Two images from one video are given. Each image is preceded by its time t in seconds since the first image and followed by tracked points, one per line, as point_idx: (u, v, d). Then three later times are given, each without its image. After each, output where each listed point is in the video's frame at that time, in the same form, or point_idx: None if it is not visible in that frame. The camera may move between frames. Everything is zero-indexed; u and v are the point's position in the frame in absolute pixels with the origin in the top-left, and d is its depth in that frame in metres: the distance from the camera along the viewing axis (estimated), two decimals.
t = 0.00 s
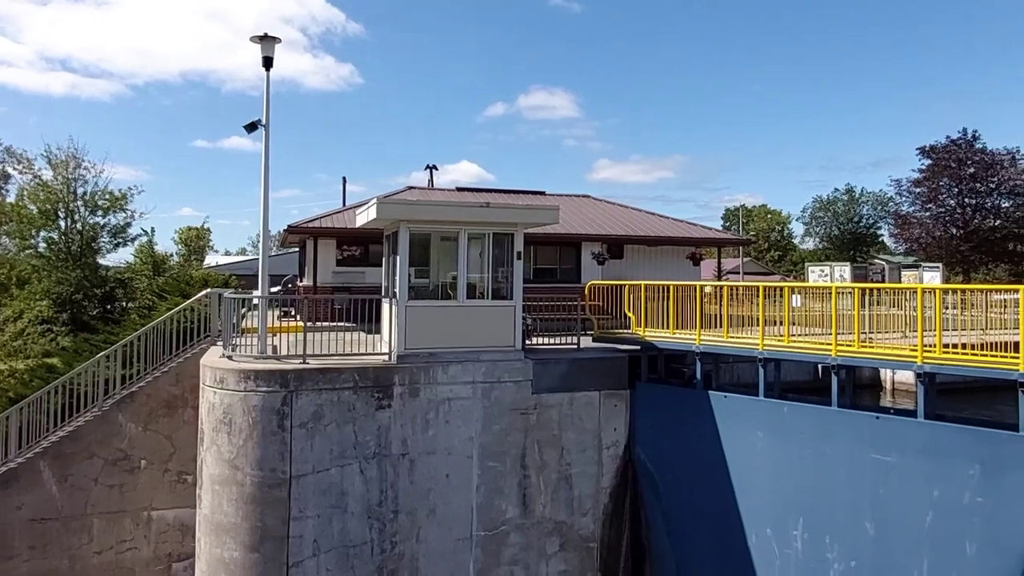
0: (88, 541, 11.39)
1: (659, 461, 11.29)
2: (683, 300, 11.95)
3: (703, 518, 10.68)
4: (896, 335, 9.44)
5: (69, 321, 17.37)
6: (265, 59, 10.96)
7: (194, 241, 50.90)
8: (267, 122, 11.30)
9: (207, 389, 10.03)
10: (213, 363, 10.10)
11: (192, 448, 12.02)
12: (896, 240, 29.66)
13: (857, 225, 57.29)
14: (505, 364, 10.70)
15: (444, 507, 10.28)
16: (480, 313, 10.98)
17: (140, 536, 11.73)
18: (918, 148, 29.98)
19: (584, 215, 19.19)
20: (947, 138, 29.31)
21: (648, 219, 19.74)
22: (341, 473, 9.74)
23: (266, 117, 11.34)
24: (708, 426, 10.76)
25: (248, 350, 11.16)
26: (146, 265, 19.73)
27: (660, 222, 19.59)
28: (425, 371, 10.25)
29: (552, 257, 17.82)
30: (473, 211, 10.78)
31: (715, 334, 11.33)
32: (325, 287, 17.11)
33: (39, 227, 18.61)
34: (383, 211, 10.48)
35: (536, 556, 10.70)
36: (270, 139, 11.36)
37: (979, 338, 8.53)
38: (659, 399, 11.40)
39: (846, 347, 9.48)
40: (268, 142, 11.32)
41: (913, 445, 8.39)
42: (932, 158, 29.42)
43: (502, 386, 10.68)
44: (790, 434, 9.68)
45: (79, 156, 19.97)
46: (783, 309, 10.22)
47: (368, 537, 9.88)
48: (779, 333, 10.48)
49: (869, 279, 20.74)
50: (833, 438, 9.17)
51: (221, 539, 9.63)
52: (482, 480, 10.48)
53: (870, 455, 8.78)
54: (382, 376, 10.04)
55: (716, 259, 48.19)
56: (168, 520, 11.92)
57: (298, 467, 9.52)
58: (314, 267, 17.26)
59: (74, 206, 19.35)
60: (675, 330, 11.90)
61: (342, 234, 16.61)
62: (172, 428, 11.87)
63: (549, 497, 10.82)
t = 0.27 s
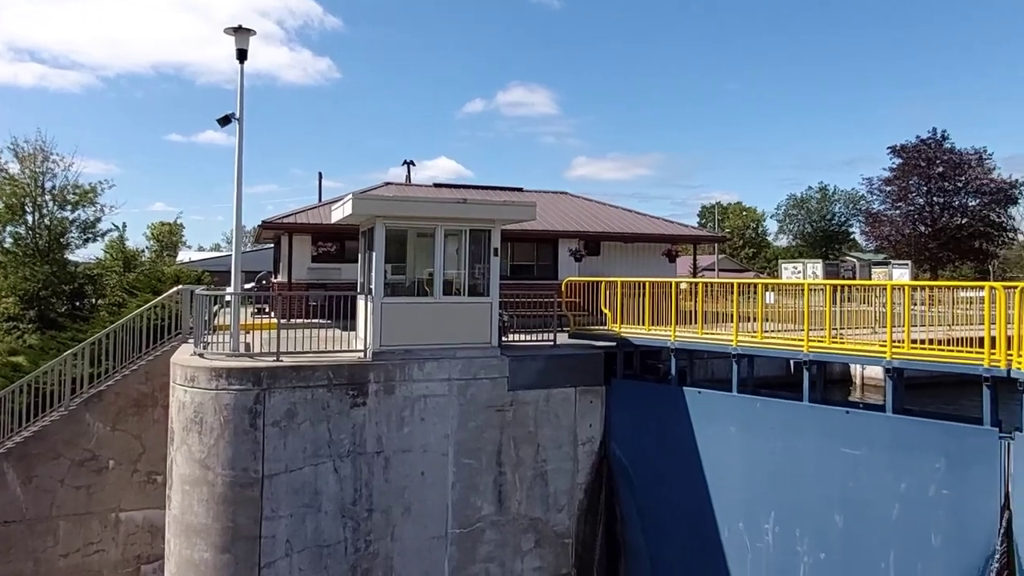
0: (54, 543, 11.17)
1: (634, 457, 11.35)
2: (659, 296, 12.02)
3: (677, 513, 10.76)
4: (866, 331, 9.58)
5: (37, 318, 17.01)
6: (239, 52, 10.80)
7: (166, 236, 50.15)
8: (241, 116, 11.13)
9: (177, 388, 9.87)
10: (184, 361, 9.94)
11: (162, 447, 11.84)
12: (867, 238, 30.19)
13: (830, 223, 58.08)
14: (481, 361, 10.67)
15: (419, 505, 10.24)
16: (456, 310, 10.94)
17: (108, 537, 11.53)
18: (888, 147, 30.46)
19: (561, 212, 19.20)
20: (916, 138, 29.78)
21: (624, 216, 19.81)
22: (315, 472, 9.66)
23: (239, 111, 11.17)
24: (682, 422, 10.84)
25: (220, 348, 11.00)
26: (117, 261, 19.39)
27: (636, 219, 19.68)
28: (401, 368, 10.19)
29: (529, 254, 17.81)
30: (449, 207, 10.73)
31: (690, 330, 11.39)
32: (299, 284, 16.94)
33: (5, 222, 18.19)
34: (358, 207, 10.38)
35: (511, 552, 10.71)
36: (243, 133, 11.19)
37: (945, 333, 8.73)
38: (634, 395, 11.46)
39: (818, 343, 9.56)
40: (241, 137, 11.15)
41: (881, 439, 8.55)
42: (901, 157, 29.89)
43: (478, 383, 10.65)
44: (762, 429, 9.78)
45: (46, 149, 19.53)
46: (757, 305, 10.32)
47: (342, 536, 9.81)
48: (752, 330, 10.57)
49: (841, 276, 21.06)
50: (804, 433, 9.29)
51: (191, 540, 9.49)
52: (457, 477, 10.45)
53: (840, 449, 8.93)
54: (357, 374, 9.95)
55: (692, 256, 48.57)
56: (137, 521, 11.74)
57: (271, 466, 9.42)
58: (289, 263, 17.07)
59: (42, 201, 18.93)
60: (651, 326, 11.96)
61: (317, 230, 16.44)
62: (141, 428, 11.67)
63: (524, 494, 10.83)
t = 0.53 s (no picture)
0: (8, 546, 10.89)
1: (600, 450, 11.46)
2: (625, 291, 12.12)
3: (642, 504, 10.91)
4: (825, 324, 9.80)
5: None
6: (201, 42, 10.59)
7: (127, 231, 49.06)
8: (203, 109, 10.92)
9: (136, 386, 9.68)
10: (144, 358, 9.75)
11: (122, 447, 11.61)
12: (826, 233, 30.93)
13: (791, 218, 59.19)
14: (448, 356, 10.67)
15: (385, 501, 10.21)
16: (423, 306, 10.91)
17: (65, 539, 11.29)
18: (848, 145, 31.08)
19: (529, 207, 19.24)
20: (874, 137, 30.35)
21: (591, 211, 19.94)
22: (279, 470, 9.57)
23: (202, 104, 10.96)
24: (647, 415, 10.96)
25: (182, 345, 10.80)
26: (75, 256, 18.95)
27: (603, 214, 19.81)
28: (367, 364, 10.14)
29: (497, 249, 17.82)
30: (417, 202, 10.68)
31: (655, 324, 11.52)
32: (265, 279, 16.72)
33: None
34: (325, 202, 10.27)
35: (478, 546, 10.74)
36: (207, 126, 10.98)
37: (899, 326, 8.96)
38: (601, 388, 11.54)
39: (779, 336, 9.76)
40: (204, 130, 10.95)
41: (838, 428, 8.80)
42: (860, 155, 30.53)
43: (445, 378, 10.64)
44: (725, 420, 9.94)
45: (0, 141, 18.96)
46: (720, 299, 10.48)
47: (307, 533, 9.74)
48: (715, 323, 10.74)
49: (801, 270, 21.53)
50: (766, 424, 9.47)
51: (152, 540, 9.32)
52: (424, 473, 10.44)
53: (799, 439, 9.15)
54: (323, 370, 9.87)
55: (658, 251, 49.09)
56: (95, 522, 11.51)
57: (234, 464, 9.30)
58: (254, 258, 16.84)
59: None
60: (617, 320, 12.06)
61: (282, 226, 16.24)
62: (100, 427, 11.43)
63: (491, 488, 10.86)
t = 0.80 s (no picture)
0: None
1: (563, 446, 11.54)
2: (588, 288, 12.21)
3: (604, 499, 11.02)
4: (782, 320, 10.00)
5: None
6: (157, 34, 10.33)
7: (80, 226, 47.72)
8: (160, 102, 10.66)
9: (89, 387, 9.43)
10: (97, 358, 9.50)
11: (74, 450, 11.30)
12: (784, 230, 31.77)
13: (749, 216, 60.37)
14: (412, 354, 10.62)
15: (348, 501, 10.13)
16: (387, 303, 10.84)
17: (15, 546, 10.97)
18: (804, 145, 31.77)
19: (492, 204, 19.24)
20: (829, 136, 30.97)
21: (554, 208, 20.04)
22: (239, 471, 9.42)
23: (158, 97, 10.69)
24: (610, 411, 11.06)
25: (137, 344, 10.55)
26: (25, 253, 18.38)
27: (566, 212, 19.92)
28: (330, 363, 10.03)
29: (461, 246, 17.78)
30: (380, 199, 10.59)
31: (617, 321, 11.63)
32: (224, 277, 16.42)
33: None
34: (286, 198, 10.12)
35: (442, 544, 10.74)
36: (163, 119, 10.73)
37: (852, 321, 9.20)
38: (564, 385, 11.61)
39: (738, 331, 9.94)
40: (160, 123, 10.69)
41: (794, 422, 9.00)
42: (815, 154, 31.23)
43: (409, 376, 10.59)
44: (686, 415, 10.09)
45: None
46: (681, 296, 10.63)
47: (268, 535, 9.62)
48: (677, 319, 10.87)
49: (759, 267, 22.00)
50: (725, 418, 9.64)
51: (106, 545, 9.10)
52: (387, 472, 10.39)
53: (757, 433, 9.33)
54: (284, 369, 9.74)
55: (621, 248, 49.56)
56: (47, 528, 11.20)
57: (192, 466, 9.13)
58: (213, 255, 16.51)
59: None
60: (580, 317, 12.15)
61: (242, 222, 15.96)
62: (51, 430, 11.11)
63: (455, 486, 10.86)
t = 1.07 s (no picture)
0: None
1: (533, 443, 11.55)
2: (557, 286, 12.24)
3: (574, 496, 11.06)
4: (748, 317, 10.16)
5: None
6: (116, 24, 10.05)
7: (34, 222, 46.32)
8: (119, 94, 10.38)
9: (46, 388, 9.14)
10: (54, 358, 9.22)
11: (31, 453, 10.96)
12: (747, 230, 32.23)
13: (714, 215, 61.18)
14: (381, 352, 10.52)
15: (317, 501, 10.00)
16: (355, 301, 10.73)
17: None
18: (767, 145, 32.30)
19: (461, 202, 19.17)
20: (791, 137, 31.50)
21: (523, 206, 20.04)
22: (204, 473, 9.24)
23: (118, 89, 10.41)
24: (580, 408, 11.11)
25: (97, 343, 10.27)
26: None
27: (535, 209, 19.95)
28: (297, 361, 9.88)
29: (430, 244, 17.68)
30: (347, 195, 10.47)
31: (586, 318, 11.68)
32: (187, 274, 16.08)
33: None
34: (251, 194, 9.94)
35: (412, 544, 10.67)
36: (123, 112, 10.45)
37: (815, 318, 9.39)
38: (534, 382, 11.62)
39: (705, 329, 10.06)
40: (120, 116, 10.40)
41: (760, 417, 9.15)
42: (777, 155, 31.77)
43: (378, 374, 10.50)
44: (654, 412, 10.18)
45: None
46: (649, 293, 10.72)
47: (234, 538, 9.45)
48: (644, 317, 10.96)
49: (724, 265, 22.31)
50: (693, 414, 9.75)
51: (65, 551, 8.84)
52: (357, 471, 10.28)
53: (724, 428, 9.46)
54: (250, 368, 9.57)
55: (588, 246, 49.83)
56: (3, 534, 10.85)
57: (155, 468, 8.92)
58: (175, 252, 16.15)
59: None
60: (549, 315, 12.17)
61: (206, 218, 15.64)
62: (6, 432, 10.75)
63: (425, 484, 10.80)
